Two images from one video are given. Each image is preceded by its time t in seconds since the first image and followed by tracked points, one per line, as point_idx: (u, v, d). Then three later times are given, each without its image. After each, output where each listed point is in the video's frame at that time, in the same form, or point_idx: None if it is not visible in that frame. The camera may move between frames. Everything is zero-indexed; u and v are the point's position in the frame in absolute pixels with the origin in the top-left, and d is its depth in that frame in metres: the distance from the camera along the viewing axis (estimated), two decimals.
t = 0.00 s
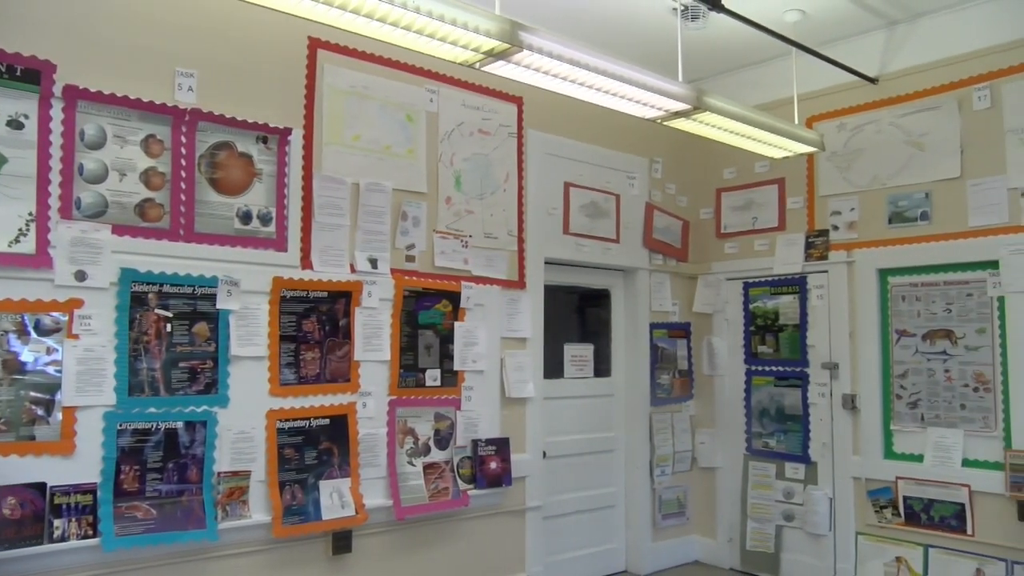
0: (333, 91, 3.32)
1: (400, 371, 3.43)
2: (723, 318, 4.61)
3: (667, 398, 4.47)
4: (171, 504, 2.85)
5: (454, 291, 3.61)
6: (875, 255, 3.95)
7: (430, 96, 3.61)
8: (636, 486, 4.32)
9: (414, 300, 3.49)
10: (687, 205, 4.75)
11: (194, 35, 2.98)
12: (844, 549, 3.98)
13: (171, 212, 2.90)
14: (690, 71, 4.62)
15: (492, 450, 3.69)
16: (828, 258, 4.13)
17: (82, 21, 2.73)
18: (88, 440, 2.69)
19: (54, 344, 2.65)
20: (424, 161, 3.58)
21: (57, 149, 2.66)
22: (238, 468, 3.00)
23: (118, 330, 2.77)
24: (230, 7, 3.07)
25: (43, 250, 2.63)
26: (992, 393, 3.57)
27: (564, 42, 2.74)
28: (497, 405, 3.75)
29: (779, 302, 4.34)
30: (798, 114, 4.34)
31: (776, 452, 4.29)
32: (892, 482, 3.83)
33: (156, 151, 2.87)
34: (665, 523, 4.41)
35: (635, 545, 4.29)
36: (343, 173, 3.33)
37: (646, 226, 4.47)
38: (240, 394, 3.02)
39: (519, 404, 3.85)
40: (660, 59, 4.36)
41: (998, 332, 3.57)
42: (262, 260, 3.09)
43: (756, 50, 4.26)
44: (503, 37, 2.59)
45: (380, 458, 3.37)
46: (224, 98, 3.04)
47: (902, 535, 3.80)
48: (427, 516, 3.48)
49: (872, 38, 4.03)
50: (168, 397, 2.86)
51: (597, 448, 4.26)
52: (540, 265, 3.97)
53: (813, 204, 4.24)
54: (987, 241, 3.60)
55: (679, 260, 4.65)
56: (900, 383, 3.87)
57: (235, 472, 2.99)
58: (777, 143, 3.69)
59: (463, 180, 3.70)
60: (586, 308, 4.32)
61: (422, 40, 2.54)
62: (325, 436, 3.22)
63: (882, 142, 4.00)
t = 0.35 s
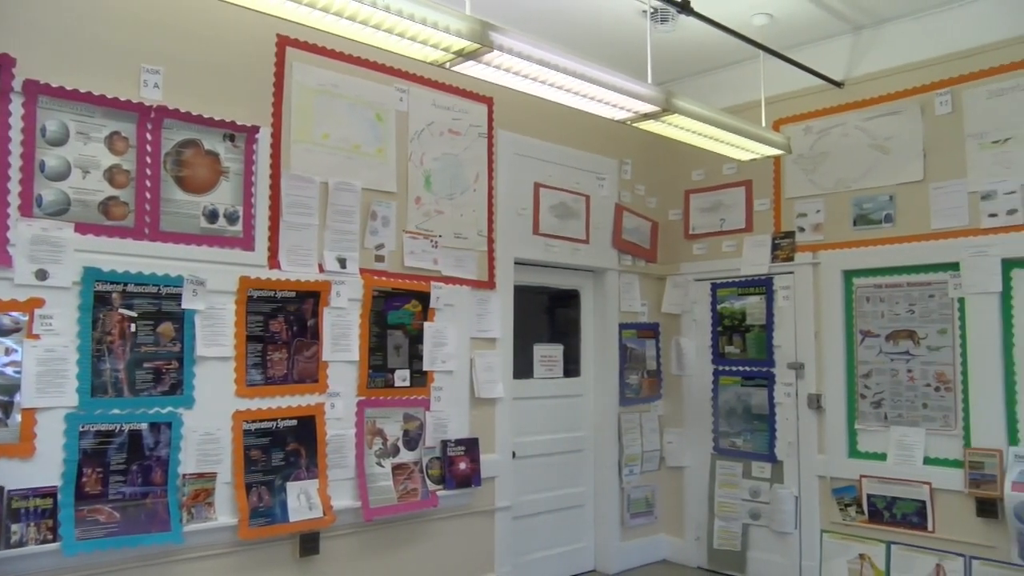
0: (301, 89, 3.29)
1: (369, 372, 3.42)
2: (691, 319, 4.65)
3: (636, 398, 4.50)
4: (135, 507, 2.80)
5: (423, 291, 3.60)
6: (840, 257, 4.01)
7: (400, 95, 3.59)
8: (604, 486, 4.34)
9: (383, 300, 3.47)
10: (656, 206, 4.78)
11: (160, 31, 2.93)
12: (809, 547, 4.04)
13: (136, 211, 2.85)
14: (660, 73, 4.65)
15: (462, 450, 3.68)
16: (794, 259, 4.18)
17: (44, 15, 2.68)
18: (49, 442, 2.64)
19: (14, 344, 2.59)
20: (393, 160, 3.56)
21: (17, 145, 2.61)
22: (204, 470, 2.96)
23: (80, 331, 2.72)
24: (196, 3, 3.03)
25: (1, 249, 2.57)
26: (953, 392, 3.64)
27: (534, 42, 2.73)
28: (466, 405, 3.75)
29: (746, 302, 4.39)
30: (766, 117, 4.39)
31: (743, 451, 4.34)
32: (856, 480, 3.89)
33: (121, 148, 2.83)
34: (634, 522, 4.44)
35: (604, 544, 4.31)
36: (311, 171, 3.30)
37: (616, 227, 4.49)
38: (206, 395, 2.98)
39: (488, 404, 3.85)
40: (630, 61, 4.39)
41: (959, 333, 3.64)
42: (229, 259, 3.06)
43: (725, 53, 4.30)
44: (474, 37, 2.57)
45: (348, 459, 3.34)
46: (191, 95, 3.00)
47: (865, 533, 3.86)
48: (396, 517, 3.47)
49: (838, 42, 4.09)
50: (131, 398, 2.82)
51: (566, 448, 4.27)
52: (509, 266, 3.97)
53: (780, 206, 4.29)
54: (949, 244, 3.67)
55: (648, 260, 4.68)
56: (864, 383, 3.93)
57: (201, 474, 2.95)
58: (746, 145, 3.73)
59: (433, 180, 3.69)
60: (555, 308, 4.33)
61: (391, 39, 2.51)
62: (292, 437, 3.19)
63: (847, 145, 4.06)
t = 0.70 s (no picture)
0: (272, 87, 3.26)
1: (340, 372, 3.40)
2: (662, 319, 4.67)
3: (608, 398, 4.52)
4: (101, 510, 2.76)
5: (395, 291, 3.59)
6: (809, 259, 4.06)
7: (371, 94, 3.58)
8: (576, 486, 4.35)
9: (355, 300, 3.45)
10: (628, 207, 4.80)
11: (127, 27, 2.89)
12: (778, 545, 4.07)
13: (103, 209, 2.81)
14: (632, 75, 4.68)
15: (434, 451, 3.67)
16: (764, 261, 4.22)
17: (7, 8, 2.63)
18: (11, 444, 2.59)
19: None
20: (365, 159, 3.54)
21: None
22: (172, 472, 2.92)
23: (44, 331, 2.68)
24: None
25: None
26: (918, 392, 3.71)
27: (508, 42, 2.71)
28: (438, 405, 3.74)
29: (716, 303, 4.42)
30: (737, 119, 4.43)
31: (713, 451, 4.37)
32: (825, 479, 3.94)
33: (87, 146, 2.78)
34: (605, 521, 4.45)
35: (576, 544, 4.32)
36: (281, 170, 3.27)
37: (588, 227, 4.51)
38: (174, 396, 2.94)
39: (460, 404, 3.84)
40: (603, 62, 4.41)
41: (924, 333, 3.70)
42: (198, 258, 3.02)
43: (697, 56, 4.33)
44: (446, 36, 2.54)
45: (319, 461, 3.32)
46: (159, 92, 2.96)
47: (833, 531, 3.91)
48: (367, 518, 3.45)
49: (807, 46, 4.14)
50: (97, 399, 2.78)
51: (538, 448, 4.28)
52: (481, 266, 3.97)
53: (750, 208, 4.33)
54: (915, 245, 3.73)
55: (620, 261, 4.70)
56: (832, 383, 3.99)
57: (169, 476, 2.91)
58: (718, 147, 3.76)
59: (405, 179, 3.67)
60: (528, 309, 4.33)
61: (362, 38, 2.47)
62: (262, 438, 3.16)
63: (816, 148, 4.11)
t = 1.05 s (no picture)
0: (241, 85, 3.23)
1: (311, 373, 3.37)
2: (634, 320, 4.70)
3: (579, 398, 4.53)
4: (65, 514, 2.71)
5: (366, 291, 3.57)
6: (778, 260, 4.10)
7: (342, 93, 3.56)
8: (548, 486, 4.36)
9: (325, 300, 3.43)
10: (600, 208, 4.82)
11: (93, 22, 2.84)
12: (747, 544, 4.11)
13: (67, 207, 2.76)
14: (605, 76, 4.70)
15: (405, 451, 3.66)
16: (734, 262, 4.26)
17: None
18: None
19: None
20: (336, 158, 3.52)
21: None
22: (139, 474, 2.88)
23: (6, 331, 2.62)
24: None
25: None
26: (885, 391, 3.76)
27: (480, 42, 2.69)
28: (409, 406, 3.72)
29: (686, 303, 4.46)
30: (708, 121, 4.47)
31: (683, 450, 4.40)
32: (793, 478, 3.99)
33: (51, 142, 2.73)
34: (576, 521, 4.46)
35: (548, 544, 4.33)
36: (251, 169, 3.24)
37: (560, 228, 4.52)
38: (140, 397, 2.90)
39: (431, 405, 3.83)
40: (576, 64, 4.42)
41: (890, 334, 3.76)
42: (166, 258, 2.98)
43: (668, 58, 4.36)
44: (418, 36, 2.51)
45: (289, 462, 3.29)
46: (126, 89, 2.92)
47: (800, 529, 3.96)
48: (337, 520, 3.43)
49: (777, 49, 4.18)
50: (62, 401, 2.73)
51: (509, 449, 4.28)
52: (453, 266, 3.96)
53: (720, 209, 4.37)
54: (882, 247, 3.78)
55: (592, 262, 4.71)
56: (801, 383, 4.03)
57: (136, 478, 2.87)
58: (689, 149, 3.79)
59: (376, 179, 3.66)
60: (499, 309, 4.34)
61: (332, 36, 2.44)
62: (231, 440, 3.12)
63: (785, 150, 4.16)
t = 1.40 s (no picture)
0: (216, 82, 3.20)
1: (286, 374, 3.35)
2: (610, 320, 4.72)
3: (555, 398, 4.54)
4: (34, 517, 2.66)
5: (342, 291, 3.55)
6: (752, 261, 4.14)
7: (318, 91, 3.54)
8: (524, 486, 4.36)
9: (300, 300, 3.41)
10: (576, 209, 4.84)
11: (63, 18, 2.80)
12: (722, 543, 4.14)
13: (37, 205, 2.72)
14: (582, 77, 4.71)
15: (381, 452, 3.64)
16: (709, 263, 4.29)
17: None
18: None
19: None
20: (311, 158, 3.50)
21: None
22: (110, 476, 2.84)
23: None
24: None
25: None
26: (857, 391, 3.80)
27: (457, 42, 2.67)
28: (385, 406, 3.71)
29: (662, 304, 4.48)
30: (684, 123, 4.49)
31: (659, 450, 4.43)
32: (767, 477, 4.02)
33: (20, 139, 2.69)
34: (553, 521, 4.47)
35: (524, 544, 4.33)
36: (225, 168, 3.21)
37: (536, 229, 4.53)
38: (112, 398, 2.86)
39: (408, 405, 3.82)
40: (553, 64, 4.43)
41: (863, 334, 3.80)
42: (138, 257, 2.95)
43: (645, 60, 4.39)
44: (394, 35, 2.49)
45: (263, 463, 3.26)
46: (97, 85, 2.88)
47: (775, 528, 3.99)
48: (312, 521, 3.40)
49: (752, 52, 4.22)
50: (31, 402, 2.68)
51: (485, 449, 4.28)
52: (430, 266, 3.95)
53: (695, 210, 4.40)
54: (854, 248, 3.83)
55: (569, 262, 4.73)
56: (775, 383, 4.07)
57: (107, 481, 2.83)
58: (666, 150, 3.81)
59: (352, 178, 3.64)
60: (476, 309, 4.33)
61: (307, 34, 2.41)
62: (204, 441, 3.09)
63: (760, 152, 4.20)
